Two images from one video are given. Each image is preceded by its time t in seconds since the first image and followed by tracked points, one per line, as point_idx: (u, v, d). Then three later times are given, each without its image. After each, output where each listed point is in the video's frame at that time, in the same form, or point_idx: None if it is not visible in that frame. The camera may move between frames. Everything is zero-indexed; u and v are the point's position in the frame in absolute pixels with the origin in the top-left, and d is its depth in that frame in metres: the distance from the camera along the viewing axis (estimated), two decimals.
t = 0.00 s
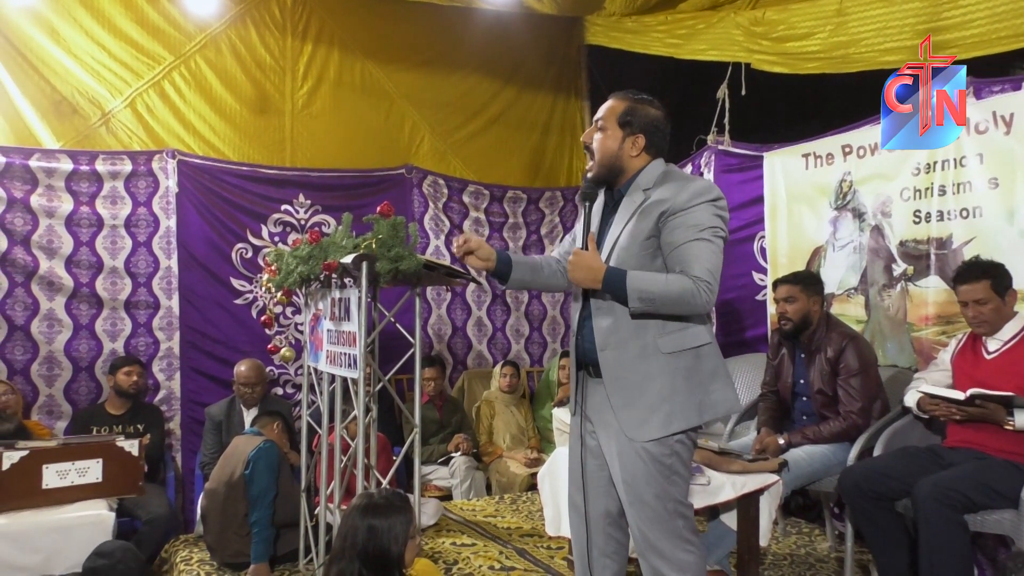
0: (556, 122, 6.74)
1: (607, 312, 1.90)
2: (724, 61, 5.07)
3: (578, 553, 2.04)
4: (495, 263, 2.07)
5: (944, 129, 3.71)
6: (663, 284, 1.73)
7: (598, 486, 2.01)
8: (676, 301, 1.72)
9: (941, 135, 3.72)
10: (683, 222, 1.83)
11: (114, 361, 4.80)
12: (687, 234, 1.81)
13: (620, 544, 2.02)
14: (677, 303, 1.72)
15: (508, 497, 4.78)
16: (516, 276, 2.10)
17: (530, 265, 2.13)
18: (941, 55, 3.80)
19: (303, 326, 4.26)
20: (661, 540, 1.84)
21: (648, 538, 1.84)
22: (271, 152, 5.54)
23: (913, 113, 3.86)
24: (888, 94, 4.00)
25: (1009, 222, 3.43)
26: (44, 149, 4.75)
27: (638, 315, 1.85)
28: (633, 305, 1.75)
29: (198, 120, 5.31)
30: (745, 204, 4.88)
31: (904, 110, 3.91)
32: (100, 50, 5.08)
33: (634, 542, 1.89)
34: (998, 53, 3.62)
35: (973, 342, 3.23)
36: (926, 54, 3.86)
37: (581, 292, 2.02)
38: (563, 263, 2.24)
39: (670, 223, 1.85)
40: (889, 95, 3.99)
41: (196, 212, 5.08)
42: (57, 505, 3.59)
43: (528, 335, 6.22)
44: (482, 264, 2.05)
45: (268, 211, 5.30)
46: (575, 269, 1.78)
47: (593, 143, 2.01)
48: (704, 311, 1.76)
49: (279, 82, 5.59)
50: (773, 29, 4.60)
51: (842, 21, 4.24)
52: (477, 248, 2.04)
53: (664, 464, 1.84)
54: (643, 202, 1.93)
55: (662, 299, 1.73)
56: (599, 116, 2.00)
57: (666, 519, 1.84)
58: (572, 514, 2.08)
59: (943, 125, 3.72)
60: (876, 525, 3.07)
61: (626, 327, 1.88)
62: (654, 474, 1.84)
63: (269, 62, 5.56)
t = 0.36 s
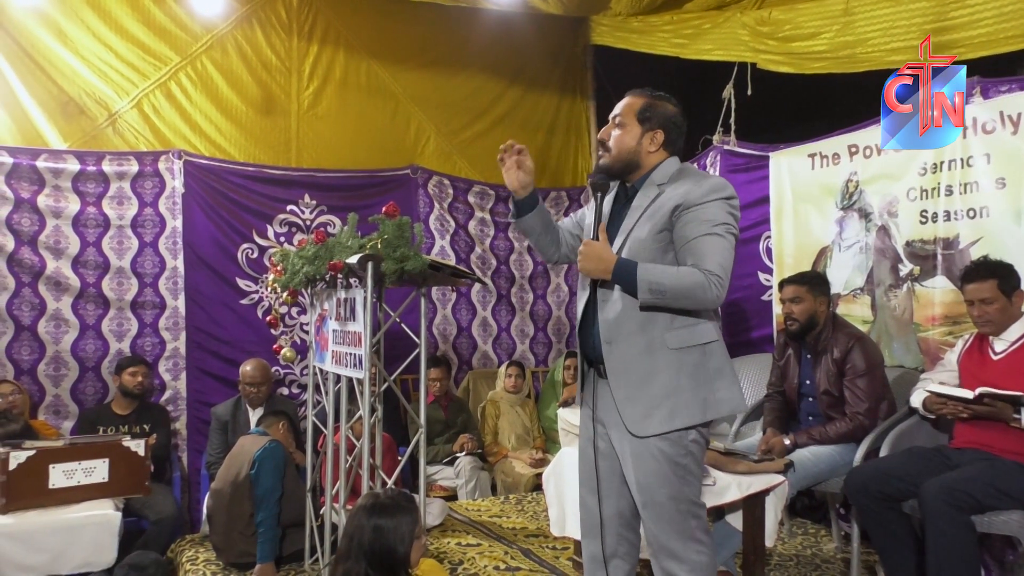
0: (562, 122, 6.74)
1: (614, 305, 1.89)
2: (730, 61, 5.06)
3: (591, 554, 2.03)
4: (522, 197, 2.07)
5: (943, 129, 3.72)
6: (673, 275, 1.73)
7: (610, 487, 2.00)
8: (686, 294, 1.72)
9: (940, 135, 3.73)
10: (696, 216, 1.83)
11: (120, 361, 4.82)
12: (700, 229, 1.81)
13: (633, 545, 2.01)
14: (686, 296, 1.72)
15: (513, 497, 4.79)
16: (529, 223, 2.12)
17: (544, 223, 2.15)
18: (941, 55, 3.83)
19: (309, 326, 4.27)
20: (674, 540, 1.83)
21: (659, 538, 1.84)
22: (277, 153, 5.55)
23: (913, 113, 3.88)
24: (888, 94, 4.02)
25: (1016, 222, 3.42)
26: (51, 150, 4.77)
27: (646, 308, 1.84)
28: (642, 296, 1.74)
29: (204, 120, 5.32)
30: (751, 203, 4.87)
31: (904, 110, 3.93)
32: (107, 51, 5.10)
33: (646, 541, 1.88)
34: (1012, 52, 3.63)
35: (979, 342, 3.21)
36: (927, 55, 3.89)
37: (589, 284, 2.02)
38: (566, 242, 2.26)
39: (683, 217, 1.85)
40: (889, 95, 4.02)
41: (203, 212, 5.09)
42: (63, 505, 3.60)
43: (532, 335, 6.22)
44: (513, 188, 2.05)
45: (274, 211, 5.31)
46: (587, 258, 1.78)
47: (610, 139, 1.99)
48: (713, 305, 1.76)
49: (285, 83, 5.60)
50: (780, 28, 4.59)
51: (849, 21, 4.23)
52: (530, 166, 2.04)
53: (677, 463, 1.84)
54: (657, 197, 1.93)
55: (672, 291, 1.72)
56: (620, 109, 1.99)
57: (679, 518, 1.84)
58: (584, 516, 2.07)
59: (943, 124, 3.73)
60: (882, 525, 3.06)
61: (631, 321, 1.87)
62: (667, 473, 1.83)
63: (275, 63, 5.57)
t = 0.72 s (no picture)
0: (563, 122, 6.74)
1: (633, 316, 1.89)
2: (731, 61, 5.06)
3: (590, 553, 2.02)
4: (498, 278, 2.14)
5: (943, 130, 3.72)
6: (695, 285, 1.73)
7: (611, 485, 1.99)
8: (709, 302, 1.73)
9: (941, 136, 3.73)
10: (708, 221, 1.84)
11: (122, 361, 4.82)
12: (714, 233, 1.81)
13: (631, 544, 2.02)
14: (710, 303, 1.73)
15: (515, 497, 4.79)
16: (522, 285, 2.15)
17: (535, 279, 2.18)
18: (941, 55, 3.83)
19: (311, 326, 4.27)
20: (676, 540, 1.83)
21: (661, 537, 1.83)
22: (279, 153, 5.55)
23: (913, 113, 3.89)
24: (889, 94, 4.05)
25: (1018, 222, 3.41)
26: (52, 150, 4.78)
27: (666, 317, 1.84)
28: (665, 308, 1.74)
29: (206, 120, 5.33)
30: (752, 203, 4.87)
31: (903, 110, 3.95)
32: (108, 51, 5.10)
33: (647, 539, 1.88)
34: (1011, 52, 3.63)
35: (980, 342, 3.21)
36: (927, 55, 3.89)
37: (598, 297, 2.00)
38: (571, 269, 2.26)
39: (694, 223, 1.86)
40: (889, 95, 4.05)
41: (204, 212, 5.09)
42: (65, 505, 3.60)
43: (534, 335, 6.22)
44: (485, 279, 2.13)
45: (276, 211, 5.31)
46: (603, 278, 1.73)
47: (606, 156, 1.96)
48: (734, 309, 1.77)
49: (286, 84, 5.60)
50: (781, 28, 4.59)
51: (851, 21, 4.23)
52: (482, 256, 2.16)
53: (682, 463, 1.83)
54: (664, 204, 1.93)
55: (694, 300, 1.73)
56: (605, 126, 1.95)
57: (682, 518, 1.83)
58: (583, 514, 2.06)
59: (943, 125, 3.73)
60: (884, 525, 3.06)
61: (653, 327, 1.87)
62: (672, 473, 1.82)
63: (277, 63, 5.57)
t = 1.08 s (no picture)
0: (564, 122, 6.74)
1: (637, 318, 1.89)
2: (732, 61, 5.06)
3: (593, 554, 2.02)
4: (505, 244, 2.06)
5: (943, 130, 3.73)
6: (699, 285, 1.73)
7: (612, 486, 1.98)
8: (714, 301, 1.73)
9: (940, 137, 3.74)
10: (710, 220, 1.84)
11: (123, 361, 4.82)
12: (716, 232, 1.82)
13: (634, 544, 2.01)
14: (715, 302, 1.73)
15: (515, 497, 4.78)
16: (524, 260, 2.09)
17: (536, 258, 2.13)
18: (941, 55, 3.83)
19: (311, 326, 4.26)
20: (679, 541, 1.83)
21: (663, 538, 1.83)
22: (279, 152, 5.55)
23: (913, 113, 3.89)
24: (889, 94, 4.05)
25: (1019, 222, 3.41)
26: (53, 150, 4.78)
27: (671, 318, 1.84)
28: (670, 309, 1.74)
29: (206, 120, 5.33)
30: (753, 203, 4.87)
31: (903, 110, 3.95)
32: (109, 50, 5.10)
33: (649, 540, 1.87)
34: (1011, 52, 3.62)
35: (981, 341, 3.21)
36: (927, 54, 3.89)
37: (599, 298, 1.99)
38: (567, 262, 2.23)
39: (696, 222, 1.86)
40: (889, 95, 4.04)
41: (205, 212, 5.09)
42: (66, 505, 3.60)
43: (534, 335, 6.22)
44: (493, 241, 2.04)
45: (276, 211, 5.31)
46: (607, 281, 1.73)
47: (605, 157, 1.95)
48: (738, 308, 1.77)
49: (287, 84, 5.60)
50: (782, 28, 4.59)
51: (851, 20, 4.23)
52: (492, 214, 2.04)
53: (685, 463, 1.83)
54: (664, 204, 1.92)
55: (699, 300, 1.73)
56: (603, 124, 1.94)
57: (685, 519, 1.83)
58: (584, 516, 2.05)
59: (943, 125, 3.73)
60: (884, 525, 3.06)
61: (656, 327, 1.88)
62: (675, 473, 1.82)
63: (277, 63, 5.57)
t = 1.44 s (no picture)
0: (564, 122, 6.74)
1: (638, 317, 1.89)
2: (732, 61, 5.06)
3: (591, 555, 2.01)
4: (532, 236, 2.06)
5: (942, 130, 3.72)
6: (700, 283, 1.74)
7: (612, 487, 1.98)
8: (716, 299, 1.73)
9: (941, 137, 3.73)
10: (707, 219, 1.84)
11: (123, 361, 4.82)
12: (714, 231, 1.82)
13: (632, 544, 2.00)
14: (717, 299, 1.74)
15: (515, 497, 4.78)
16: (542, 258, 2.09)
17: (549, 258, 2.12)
18: (941, 55, 3.83)
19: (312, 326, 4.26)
20: (681, 540, 1.83)
21: (665, 538, 1.83)
22: (280, 152, 5.55)
23: (913, 113, 3.90)
24: (889, 95, 4.06)
25: (1019, 222, 3.41)
26: (53, 150, 4.78)
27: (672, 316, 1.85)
28: (672, 307, 1.74)
29: (206, 120, 5.33)
30: (753, 203, 4.87)
31: (903, 110, 3.95)
32: (109, 51, 5.10)
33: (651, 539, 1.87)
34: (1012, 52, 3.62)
35: (981, 341, 3.21)
36: (926, 55, 3.89)
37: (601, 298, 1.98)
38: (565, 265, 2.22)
39: (692, 221, 1.86)
40: (889, 96, 4.06)
41: (205, 212, 5.10)
42: (66, 505, 3.60)
43: (534, 335, 6.22)
44: (525, 228, 2.05)
45: (277, 211, 5.32)
46: (606, 279, 1.73)
47: (605, 148, 1.93)
48: (737, 305, 1.78)
49: (287, 84, 5.61)
50: (782, 28, 4.59)
51: (851, 21, 4.23)
52: (548, 204, 2.03)
53: (687, 461, 1.82)
54: (659, 203, 1.92)
55: (701, 298, 1.73)
56: (608, 115, 1.93)
57: (687, 517, 1.83)
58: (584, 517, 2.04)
59: (943, 125, 3.73)
60: (884, 526, 3.06)
61: (659, 325, 1.88)
62: (678, 472, 1.82)
63: (277, 63, 5.57)
